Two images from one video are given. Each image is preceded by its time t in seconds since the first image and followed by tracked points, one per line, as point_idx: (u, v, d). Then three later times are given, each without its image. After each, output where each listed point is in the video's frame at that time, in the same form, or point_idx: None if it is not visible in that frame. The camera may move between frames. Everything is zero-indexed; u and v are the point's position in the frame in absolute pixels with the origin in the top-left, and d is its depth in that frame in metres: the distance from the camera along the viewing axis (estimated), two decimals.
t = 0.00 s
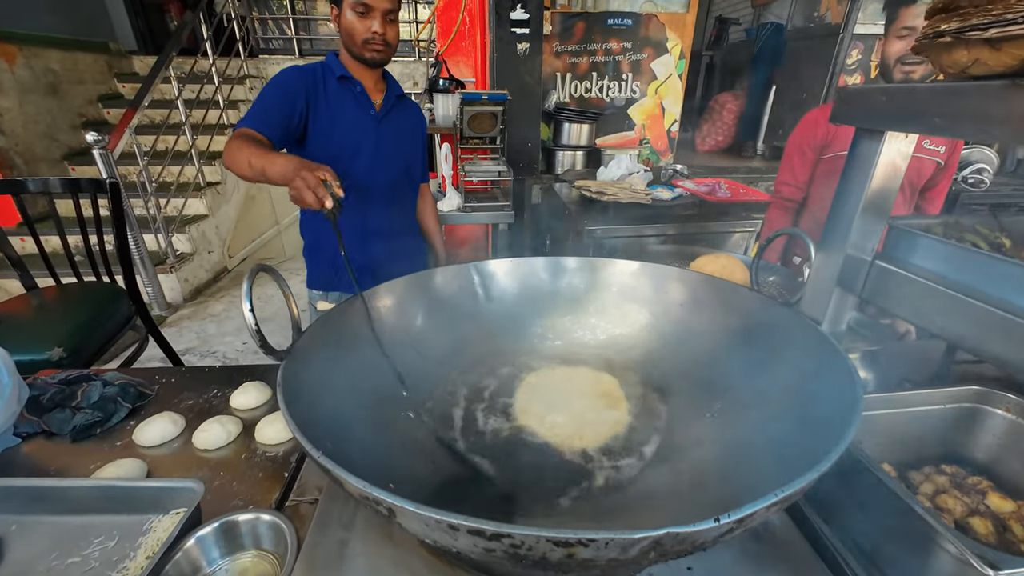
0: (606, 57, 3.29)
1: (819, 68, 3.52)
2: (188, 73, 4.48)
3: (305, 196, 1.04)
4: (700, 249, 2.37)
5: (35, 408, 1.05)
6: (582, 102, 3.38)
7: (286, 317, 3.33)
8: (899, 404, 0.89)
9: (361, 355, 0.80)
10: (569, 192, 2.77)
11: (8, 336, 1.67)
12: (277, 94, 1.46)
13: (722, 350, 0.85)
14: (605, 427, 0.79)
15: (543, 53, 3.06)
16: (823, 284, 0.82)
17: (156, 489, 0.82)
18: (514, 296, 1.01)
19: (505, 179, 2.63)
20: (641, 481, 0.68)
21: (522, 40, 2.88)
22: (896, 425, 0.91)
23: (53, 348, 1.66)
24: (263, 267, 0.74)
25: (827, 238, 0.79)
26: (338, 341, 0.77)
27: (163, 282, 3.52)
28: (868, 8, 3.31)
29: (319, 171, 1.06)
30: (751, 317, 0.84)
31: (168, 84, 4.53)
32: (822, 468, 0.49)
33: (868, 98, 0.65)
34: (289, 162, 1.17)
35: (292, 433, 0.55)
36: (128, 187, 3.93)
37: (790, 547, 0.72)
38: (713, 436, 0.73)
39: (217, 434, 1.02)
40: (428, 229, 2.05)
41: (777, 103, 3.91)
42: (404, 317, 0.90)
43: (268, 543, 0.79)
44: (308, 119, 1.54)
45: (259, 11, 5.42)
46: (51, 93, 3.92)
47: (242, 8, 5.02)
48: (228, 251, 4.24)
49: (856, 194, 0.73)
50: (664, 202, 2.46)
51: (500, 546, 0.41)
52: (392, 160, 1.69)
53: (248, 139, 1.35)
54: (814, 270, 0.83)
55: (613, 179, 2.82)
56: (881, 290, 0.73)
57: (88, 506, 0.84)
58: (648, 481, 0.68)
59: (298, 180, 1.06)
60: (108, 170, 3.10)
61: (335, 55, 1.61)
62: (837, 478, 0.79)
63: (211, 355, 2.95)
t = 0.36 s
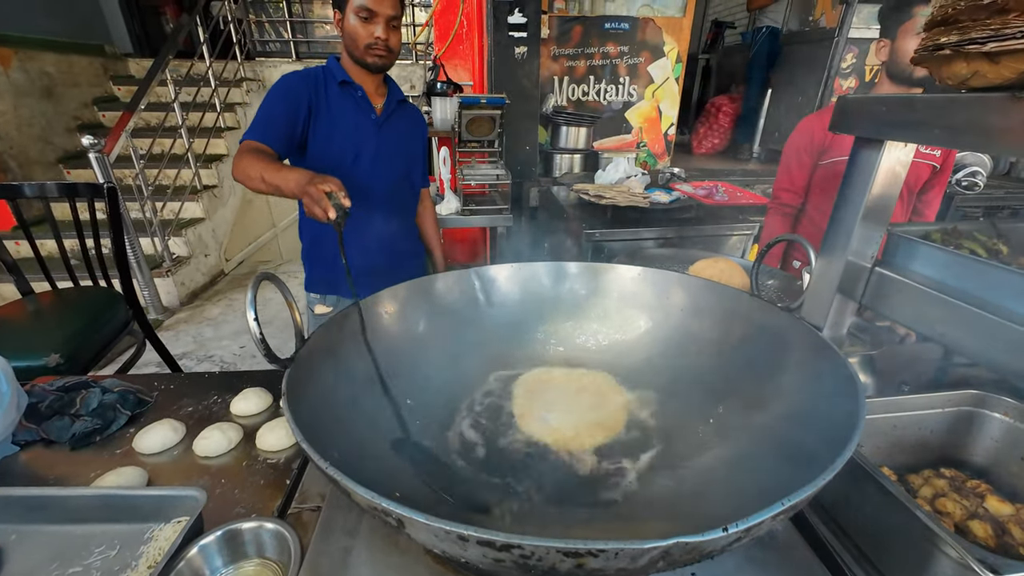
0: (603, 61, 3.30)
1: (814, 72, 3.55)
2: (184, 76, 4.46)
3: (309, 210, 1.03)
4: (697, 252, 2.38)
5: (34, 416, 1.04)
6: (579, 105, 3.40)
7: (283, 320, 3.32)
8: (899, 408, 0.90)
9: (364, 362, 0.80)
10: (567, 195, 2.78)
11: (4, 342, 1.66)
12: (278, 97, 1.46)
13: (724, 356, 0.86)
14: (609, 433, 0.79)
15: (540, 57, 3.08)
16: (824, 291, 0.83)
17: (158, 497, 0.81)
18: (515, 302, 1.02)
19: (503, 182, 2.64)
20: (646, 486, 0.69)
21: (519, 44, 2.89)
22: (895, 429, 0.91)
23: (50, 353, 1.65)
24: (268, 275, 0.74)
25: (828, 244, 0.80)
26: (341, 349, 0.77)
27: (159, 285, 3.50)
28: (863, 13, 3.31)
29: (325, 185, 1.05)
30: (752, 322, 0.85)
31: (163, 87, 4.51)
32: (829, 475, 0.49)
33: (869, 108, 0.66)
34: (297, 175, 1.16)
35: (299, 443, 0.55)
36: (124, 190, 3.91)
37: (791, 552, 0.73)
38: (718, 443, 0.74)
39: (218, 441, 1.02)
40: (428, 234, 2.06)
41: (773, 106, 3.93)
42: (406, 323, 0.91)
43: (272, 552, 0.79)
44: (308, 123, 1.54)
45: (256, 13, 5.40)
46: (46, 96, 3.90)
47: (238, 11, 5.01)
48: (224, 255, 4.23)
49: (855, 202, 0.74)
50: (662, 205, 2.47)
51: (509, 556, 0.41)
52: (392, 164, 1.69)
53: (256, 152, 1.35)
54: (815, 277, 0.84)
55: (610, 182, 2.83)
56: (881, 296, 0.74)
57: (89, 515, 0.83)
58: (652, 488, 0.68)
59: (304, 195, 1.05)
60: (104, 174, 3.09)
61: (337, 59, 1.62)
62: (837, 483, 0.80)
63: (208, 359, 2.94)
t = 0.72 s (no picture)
0: (600, 65, 3.33)
1: (808, 77, 3.58)
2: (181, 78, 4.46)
3: (307, 223, 1.05)
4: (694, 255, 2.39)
5: (33, 419, 1.04)
6: (576, 109, 3.42)
7: (280, 323, 3.31)
8: (895, 407, 0.91)
9: (368, 364, 0.81)
10: (565, 198, 2.79)
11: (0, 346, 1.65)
12: (280, 100, 1.46)
13: (723, 356, 0.87)
14: (611, 431, 0.80)
15: (538, 60, 3.09)
16: (822, 292, 0.84)
17: (160, 500, 0.81)
18: (516, 304, 1.03)
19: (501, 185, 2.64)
20: (649, 486, 0.69)
21: (517, 48, 2.91)
22: (892, 428, 0.92)
23: (47, 357, 1.64)
24: (273, 279, 0.75)
25: (826, 247, 0.81)
26: (346, 350, 0.78)
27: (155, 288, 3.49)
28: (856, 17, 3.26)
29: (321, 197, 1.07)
30: (750, 323, 0.86)
31: (160, 90, 4.50)
32: (829, 471, 0.50)
33: (866, 113, 0.67)
34: (296, 188, 1.17)
35: (306, 442, 0.55)
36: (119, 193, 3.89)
37: (792, 551, 0.73)
38: (718, 442, 0.75)
39: (218, 444, 1.02)
40: (427, 238, 2.06)
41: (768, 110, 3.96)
42: (408, 324, 0.92)
43: (275, 553, 0.79)
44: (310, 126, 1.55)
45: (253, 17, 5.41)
46: (41, 98, 3.88)
47: (235, 14, 5.00)
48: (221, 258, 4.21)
49: (853, 204, 0.75)
50: (659, 208, 2.48)
51: (517, 554, 0.42)
52: (393, 167, 1.69)
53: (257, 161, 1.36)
54: (812, 279, 0.85)
55: (608, 185, 2.84)
56: (878, 297, 0.75)
57: (90, 519, 0.83)
58: (654, 487, 0.69)
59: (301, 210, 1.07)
60: (100, 176, 3.07)
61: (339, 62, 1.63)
62: (836, 481, 0.81)
63: (204, 363, 2.93)
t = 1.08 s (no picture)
0: (598, 65, 3.32)
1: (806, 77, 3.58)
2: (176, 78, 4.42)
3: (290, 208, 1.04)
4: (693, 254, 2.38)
5: (19, 418, 1.01)
6: (574, 108, 3.41)
7: (276, 323, 3.28)
8: (902, 403, 0.90)
9: (364, 357, 0.79)
10: (563, 197, 2.77)
11: None
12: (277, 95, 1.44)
13: (727, 350, 0.86)
14: (612, 427, 0.78)
15: (535, 60, 3.08)
16: (829, 284, 0.82)
17: (149, 499, 0.79)
18: (515, 299, 1.01)
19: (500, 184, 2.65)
20: (653, 482, 0.67)
21: (515, 47, 2.90)
22: (899, 424, 0.91)
23: (35, 356, 1.61)
24: (264, 268, 0.73)
25: (833, 238, 0.79)
26: (341, 344, 0.76)
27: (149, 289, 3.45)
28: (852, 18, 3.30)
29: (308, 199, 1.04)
30: (756, 318, 0.85)
31: (155, 89, 4.47)
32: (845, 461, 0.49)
33: (874, 99, 0.66)
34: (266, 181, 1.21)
35: (299, 435, 0.54)
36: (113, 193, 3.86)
37: (799, 549, 0.72)
38: (724, 437, 0.73)
39: (210, 442, 0.99)
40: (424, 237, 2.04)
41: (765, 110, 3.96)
42: (406, 318, 0.90)
43: (267, 555, 0.77)
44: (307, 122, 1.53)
45: (250, 17, 5.39)
46: (34, 97, 3.84)
47: (231, 14, 4.98)
48: (216, 258, 4.18)
49: (861, 193, 0.74)
50: (658, 207, 2.47)
51: (521, 550, 0.40)
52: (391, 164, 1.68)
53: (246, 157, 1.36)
54: (818, 272, 0.83)
55: (606, 184, 2.83)
56: (886, 288, 0.73)
57: (76, 519, 0.80)
58: (659, 483, 0.67)
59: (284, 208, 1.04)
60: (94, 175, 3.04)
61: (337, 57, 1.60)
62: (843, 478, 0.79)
63: (198, 363, 2.89)
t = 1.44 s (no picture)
0: (598, 60, 3.29)
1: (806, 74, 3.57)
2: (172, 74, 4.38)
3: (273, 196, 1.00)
4: (694, 249, 2.35)
5: (1, 410, 0.97)
6: (574, 104, 3.38)
7: (272, 320, 3.24)
8: (919, 393, 0.86)
9: (360, 344, 0.75)
10: (563, 192, 2.74)
11: None
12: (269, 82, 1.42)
13: (739, 339, 0.83)
14: (620, 417, 0.75)
15: (535, 55, 3.06)
16: (846, 269, 0.79)
17: (134, 492, 0.75)
18: (518, 287, 0.98)
19: (499, 179, 2.63)
20: (664, 472, 0.64)
21: (514, 41, 2.87)
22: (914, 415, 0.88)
23: (22, 349, 1.57)
24: (253, 247, 0.70)
25: (850, 221, 0.77)
26: (335, 330, 0.73)
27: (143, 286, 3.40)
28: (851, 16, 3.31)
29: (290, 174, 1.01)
30: (769, 304, 0.82)
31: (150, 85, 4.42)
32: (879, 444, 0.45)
33: (895, 64, 0.64)
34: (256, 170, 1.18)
35: (290, 420, 0.50)
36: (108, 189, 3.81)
37: (817, 544, 0.68)
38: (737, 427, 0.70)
39: (200, 436, 0.95)
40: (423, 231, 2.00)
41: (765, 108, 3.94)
42: (404, 306, 0.87)
43: (257, 551, 0.73)
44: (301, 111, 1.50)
45: (247, 14, 5.35)
46: (28, 92, 3.79)
47: (228, 10, 4.94)
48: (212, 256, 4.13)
49: (882, 171, 0.71)
50: (659, 202, 2.44)
51: (529, 539, 0.36)
52: (387, 155, 1.65)
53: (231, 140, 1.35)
54: (835, 258, 0.81)
55: (607, 179, 2.80)
56: (908, 269, 0.70)
57: (57, 514, 0.76)
58: (668, 473, 0.64)
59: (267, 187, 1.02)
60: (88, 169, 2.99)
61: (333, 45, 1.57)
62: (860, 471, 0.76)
63: (193, 361, 2.85)
